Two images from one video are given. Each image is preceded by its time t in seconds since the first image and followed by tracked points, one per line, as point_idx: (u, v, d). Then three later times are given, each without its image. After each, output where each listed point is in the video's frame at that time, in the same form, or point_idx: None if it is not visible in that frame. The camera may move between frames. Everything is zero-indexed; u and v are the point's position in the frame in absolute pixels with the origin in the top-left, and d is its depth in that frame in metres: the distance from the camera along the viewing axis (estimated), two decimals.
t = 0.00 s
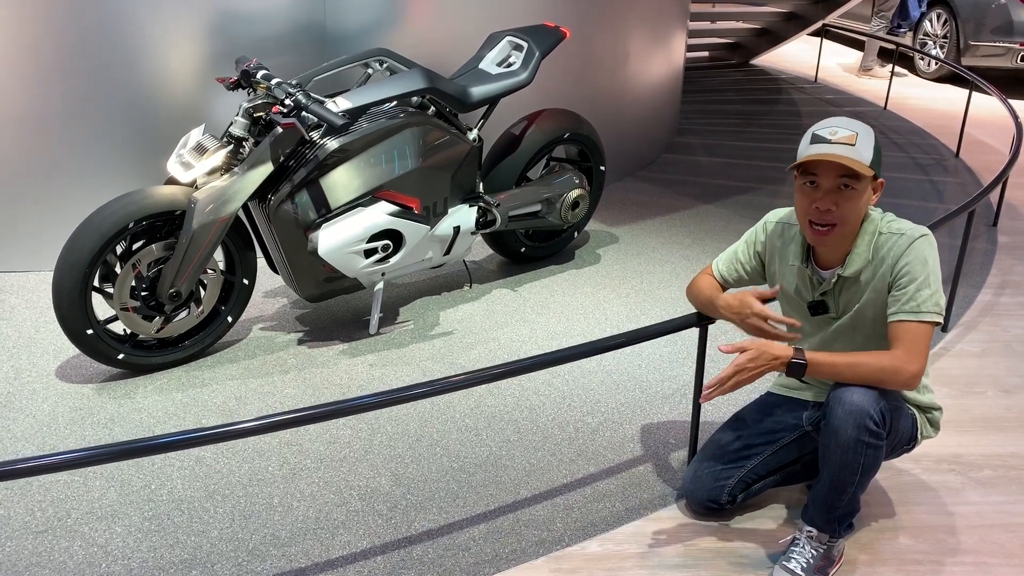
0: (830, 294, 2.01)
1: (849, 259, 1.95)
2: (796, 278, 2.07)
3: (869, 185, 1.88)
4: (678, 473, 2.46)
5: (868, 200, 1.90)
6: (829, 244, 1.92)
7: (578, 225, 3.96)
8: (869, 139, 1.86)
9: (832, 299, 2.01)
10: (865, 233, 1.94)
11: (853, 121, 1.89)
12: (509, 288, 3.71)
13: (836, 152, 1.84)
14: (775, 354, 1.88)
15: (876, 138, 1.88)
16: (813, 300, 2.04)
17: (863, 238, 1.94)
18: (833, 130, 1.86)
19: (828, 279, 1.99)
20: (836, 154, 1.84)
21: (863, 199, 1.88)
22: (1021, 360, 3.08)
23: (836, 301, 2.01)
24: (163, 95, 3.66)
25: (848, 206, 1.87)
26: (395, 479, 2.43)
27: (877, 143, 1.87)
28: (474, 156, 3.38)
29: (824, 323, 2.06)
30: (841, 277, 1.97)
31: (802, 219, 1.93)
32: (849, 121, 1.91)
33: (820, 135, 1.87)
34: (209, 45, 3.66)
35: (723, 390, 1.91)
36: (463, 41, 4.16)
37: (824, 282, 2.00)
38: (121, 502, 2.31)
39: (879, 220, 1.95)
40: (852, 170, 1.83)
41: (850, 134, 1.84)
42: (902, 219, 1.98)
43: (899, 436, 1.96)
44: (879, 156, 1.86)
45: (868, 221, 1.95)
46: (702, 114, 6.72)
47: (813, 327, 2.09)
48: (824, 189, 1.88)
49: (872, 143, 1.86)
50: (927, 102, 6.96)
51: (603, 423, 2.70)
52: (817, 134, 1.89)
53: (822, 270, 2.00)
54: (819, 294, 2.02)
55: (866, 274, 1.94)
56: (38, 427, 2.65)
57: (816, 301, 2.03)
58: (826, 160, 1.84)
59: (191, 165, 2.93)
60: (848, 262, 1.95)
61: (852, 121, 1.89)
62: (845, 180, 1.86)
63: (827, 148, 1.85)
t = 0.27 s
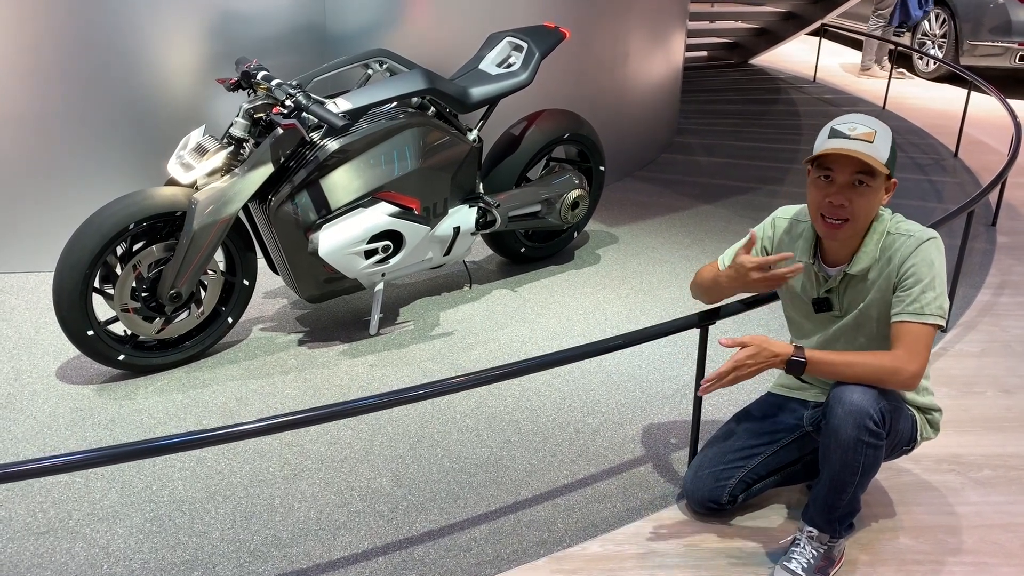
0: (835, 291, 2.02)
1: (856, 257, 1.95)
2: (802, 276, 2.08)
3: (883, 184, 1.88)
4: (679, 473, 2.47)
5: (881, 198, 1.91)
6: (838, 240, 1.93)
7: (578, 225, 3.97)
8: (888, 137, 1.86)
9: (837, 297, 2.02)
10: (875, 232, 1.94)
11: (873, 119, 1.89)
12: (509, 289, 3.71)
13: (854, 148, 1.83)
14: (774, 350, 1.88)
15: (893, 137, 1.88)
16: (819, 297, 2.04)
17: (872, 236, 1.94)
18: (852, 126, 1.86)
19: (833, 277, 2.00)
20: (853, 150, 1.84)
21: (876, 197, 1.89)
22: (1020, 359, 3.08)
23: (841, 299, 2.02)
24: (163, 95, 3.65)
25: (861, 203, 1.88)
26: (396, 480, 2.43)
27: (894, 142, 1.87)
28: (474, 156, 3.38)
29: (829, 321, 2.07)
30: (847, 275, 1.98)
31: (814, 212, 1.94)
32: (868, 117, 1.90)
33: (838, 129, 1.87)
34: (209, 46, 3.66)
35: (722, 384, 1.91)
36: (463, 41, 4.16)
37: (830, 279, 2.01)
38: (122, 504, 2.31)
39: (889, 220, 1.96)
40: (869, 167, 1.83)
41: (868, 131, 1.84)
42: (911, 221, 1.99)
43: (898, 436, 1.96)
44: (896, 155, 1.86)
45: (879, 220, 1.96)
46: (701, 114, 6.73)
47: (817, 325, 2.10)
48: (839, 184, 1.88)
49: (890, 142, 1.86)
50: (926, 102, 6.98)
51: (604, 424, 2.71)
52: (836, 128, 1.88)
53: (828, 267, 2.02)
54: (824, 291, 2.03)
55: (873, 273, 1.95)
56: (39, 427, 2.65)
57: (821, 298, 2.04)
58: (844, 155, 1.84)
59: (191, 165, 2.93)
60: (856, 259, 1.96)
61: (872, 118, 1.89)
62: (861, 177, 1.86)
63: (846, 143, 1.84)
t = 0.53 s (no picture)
0: (838, 289, 2.02)
1: (861, 255, 1.96)
2: (803, 274, 2.08)
3: (892, 184, 1.89)
4: (678, 473, 2.47)
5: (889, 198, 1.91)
6: (845, 238, 1.93)
7: (577, 224, 3.97)
8: (898, 137, 1.86)
9: (839, 295, 2.02)
10: (881, 230, 1.94)
11: (883, 118, 1.89)
12: (507, 288, 3.71)
13: (865, 145, 1.83)
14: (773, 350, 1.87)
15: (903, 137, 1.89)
16: (820, 296, 2.04)
17: (877, 235, 1.94)
18: (863, 124, 1.86)
19: (837, 275, 2.00)
20: (865, 147, 1.84)
21: (885, 196, 1.89)
22: (1019, 358, 3.09)
23: (843, 297, 2.02)
24: (161, 95, 3.65)
25: (870, 201, 1.88)
26: (396, 480, 2.43)
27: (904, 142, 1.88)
28: (473, 155, 3.38)
29: (830, 320, 2.07)
30: (850, 273, 1.98)
31: (822, 209, 1.93)
32: (878, 115, 1.91)
33: (850, 127, 1.87)
34: (207, 45, 3.66)
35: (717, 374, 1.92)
36: (463, 40, 4.16)
37: (833, 277, 2.01)
38: (121, 504, 2.31)
39: (893, 220, 1.96)
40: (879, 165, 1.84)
41: (879, 129, 1.84)
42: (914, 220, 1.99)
43: (897, 434, 1.96)
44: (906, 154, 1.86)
45: (884, 219, 1.96)
46: (699, 113, 6.73)
47: (818, 323, 2.10)
48: (849, 181, 1.88)
49: (900, 142, 1.87)
50: (923, 101, 6.98)
51: (603, 423, 2.71)
52: (847, 126, 1.88)
53: (832, 266, 2.01)
54: (827, 289, 2.03)
55: (876, 271, 1.95)
56: (38, 428, 2.65)
57: (823, 296, 2.04)
58: (855, 151, 1.84)
59: (190, 165, 2.93)
60: (860, 257, 1.96)
61: (883, 118, 1.89)
62: (870, 175, 1.86)
63: (857, 141, 1.84)
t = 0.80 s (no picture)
0: (833, 290, 2.02)
1: (855, 256, 1.95)
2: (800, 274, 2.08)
3: (881, 187, 1.89)
4: (677, 470, 2.47)
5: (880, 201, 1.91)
6: (837, 243, 1.93)
7: (574, 222, 3.96)
8: (885, 140, 1.86)
9: (835, 295, 2.02)
10: (873, 231, 1.94)
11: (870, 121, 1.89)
12: (505, 285, 3.71)
13: (851, 152, 1.84)
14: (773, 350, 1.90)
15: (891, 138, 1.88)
16: (816, 296, 2.04)
17: (870, 235, 1.95)
18: (848, 129, 1.87)
19: (832, 275, 2.00)
20: (850, 154, 1.84)
21: (875, 199, 1.89)
22: (1016, 355, 3.09)
23: (839, 297, 2.02)
24: (157, 93, 3.64)
25: (859, 206, 1.88)
26: (394, 478, 2.43)
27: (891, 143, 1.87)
28: (471, 153, 3.37)
29: (827, 318, 2.07)
30: (845, 273, 1.97)
31: (813, 216, 1.94)
32: (864, 119, 1.91)
33: (835, 133, 1.88)
34: (203, 42, 3.65)
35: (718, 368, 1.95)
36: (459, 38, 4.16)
37: (828, 277, 2.01)
38: (119, 503, 2.31)
39: (886, 219, 1.96)
40: (865, 171, 1.84)
41: (865, 134, 1.85)
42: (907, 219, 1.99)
43: (893, 431, 1.97)
44: (893, 156, 1.86)
45: (876, 218, 1.96)
46: (696, 110, 6.73)
47: (815, 323, 2.10)
48: (837, 188, 1.88)
49: (886, 144, 1.86)
50: (920, 98, 6.99)
51: (601, 420, 2.71)
52: (832, 132, 1.89)
53: (825, 266, 2.02)
54: (822, 289, 2.03)
55: (871, 271, 1.95)
56: (35, 426, 2.65)
57: (818, 296, 2.04)
58: (841, 159, 1.85)
59: (186, 164, 2.90)
60: (853, 259, 1.96)
61: (870, 121, 1.89)
62: (858, 181, 1.86)
63: (843, 148, 1.85)
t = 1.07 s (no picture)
0: (828, 288, 2.02)
1: (849, 255, 1.95)
2: (795, 273, 2.07)
3: (870, 185, 1.88)
4: (677, 467, 2.47)
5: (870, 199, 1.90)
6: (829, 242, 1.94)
7: (573, 219, 3.96)
8: (871, 138, 1.86)
9: (830, 294, 2.02)
10: (867, 230, 1.94)
11: (857, 120, 1.88)
12: (504, 282, 3.71)
13: (838, 153, 1.84)
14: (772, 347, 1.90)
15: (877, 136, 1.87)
16: (811, 295, 2.04)
17: (864, 234, 1.94)
18: (834, 131, 1.87)
19: (827, 274, 2.00)
20: (837, 156, 1.84)
21: (864, 197, 1.88)
22: (1014, 351, 3.10)
23: (834, 296, 2.02)
24: (154, 89, 3.63)
25: (848, 206, 1.88)
26: (394, 475, 2.43)
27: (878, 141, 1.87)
28: (470, 150, 3.37)
29: (823, 317, 2.07)
30: (840, 273, 1.97)
31: (803, 218, 1.94)
32: (852, 118, 1.91)
33: (821, 135, 1.88)
34: (200, 39, 3.63)
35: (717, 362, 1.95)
36: (456, 34, 4.15)
37: (823, 276, 2.01)
38: (118, 501, 2.30)
39: (879, 217, 1.95)
40: (852, 171, 1.83)
41: (851, 134, 1.85)
42: (901, 216, 1.99)
43: (893, 429, 1.97)
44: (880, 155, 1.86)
45: (869, 217, 1.95)
46: (694, 106, 6.72)
47: (811, 321, 2.10)
48: (825, 189, 1.88)
49: (873, 142, 1.86)
50: (918, 94, 6.98)
51: (601, 417, 2.71)
52: (818, 133, 1.89)
53: (821, 264, 2.01)
54: (817, 289, 2.03)
55: (865, 270, 1.94)
56: (34, 424, 2.64)
57: (814, 295, 2.04)
58: (828, 162, 1.84)
59: (185, 160, 2.90)
60: (846, 258, 1.95)
61: (856, 121, 1.88)
62: (846, 181, 1.86)
63: (829, 150, 1.85)
